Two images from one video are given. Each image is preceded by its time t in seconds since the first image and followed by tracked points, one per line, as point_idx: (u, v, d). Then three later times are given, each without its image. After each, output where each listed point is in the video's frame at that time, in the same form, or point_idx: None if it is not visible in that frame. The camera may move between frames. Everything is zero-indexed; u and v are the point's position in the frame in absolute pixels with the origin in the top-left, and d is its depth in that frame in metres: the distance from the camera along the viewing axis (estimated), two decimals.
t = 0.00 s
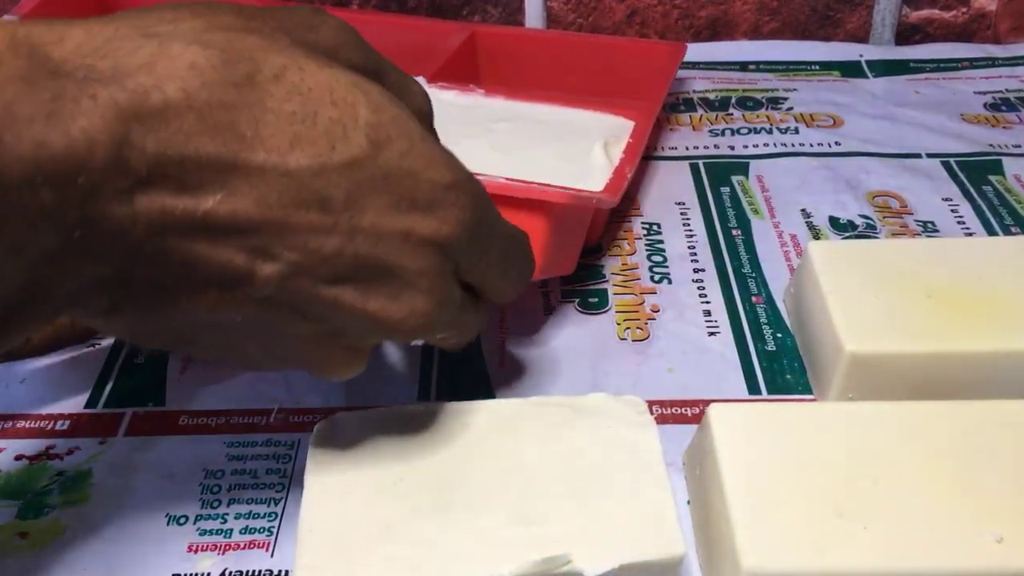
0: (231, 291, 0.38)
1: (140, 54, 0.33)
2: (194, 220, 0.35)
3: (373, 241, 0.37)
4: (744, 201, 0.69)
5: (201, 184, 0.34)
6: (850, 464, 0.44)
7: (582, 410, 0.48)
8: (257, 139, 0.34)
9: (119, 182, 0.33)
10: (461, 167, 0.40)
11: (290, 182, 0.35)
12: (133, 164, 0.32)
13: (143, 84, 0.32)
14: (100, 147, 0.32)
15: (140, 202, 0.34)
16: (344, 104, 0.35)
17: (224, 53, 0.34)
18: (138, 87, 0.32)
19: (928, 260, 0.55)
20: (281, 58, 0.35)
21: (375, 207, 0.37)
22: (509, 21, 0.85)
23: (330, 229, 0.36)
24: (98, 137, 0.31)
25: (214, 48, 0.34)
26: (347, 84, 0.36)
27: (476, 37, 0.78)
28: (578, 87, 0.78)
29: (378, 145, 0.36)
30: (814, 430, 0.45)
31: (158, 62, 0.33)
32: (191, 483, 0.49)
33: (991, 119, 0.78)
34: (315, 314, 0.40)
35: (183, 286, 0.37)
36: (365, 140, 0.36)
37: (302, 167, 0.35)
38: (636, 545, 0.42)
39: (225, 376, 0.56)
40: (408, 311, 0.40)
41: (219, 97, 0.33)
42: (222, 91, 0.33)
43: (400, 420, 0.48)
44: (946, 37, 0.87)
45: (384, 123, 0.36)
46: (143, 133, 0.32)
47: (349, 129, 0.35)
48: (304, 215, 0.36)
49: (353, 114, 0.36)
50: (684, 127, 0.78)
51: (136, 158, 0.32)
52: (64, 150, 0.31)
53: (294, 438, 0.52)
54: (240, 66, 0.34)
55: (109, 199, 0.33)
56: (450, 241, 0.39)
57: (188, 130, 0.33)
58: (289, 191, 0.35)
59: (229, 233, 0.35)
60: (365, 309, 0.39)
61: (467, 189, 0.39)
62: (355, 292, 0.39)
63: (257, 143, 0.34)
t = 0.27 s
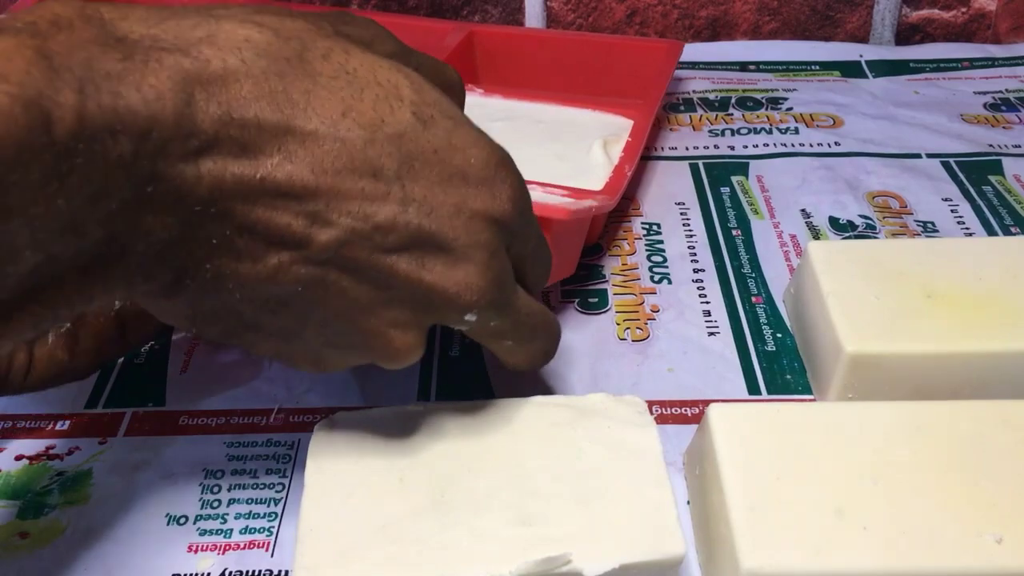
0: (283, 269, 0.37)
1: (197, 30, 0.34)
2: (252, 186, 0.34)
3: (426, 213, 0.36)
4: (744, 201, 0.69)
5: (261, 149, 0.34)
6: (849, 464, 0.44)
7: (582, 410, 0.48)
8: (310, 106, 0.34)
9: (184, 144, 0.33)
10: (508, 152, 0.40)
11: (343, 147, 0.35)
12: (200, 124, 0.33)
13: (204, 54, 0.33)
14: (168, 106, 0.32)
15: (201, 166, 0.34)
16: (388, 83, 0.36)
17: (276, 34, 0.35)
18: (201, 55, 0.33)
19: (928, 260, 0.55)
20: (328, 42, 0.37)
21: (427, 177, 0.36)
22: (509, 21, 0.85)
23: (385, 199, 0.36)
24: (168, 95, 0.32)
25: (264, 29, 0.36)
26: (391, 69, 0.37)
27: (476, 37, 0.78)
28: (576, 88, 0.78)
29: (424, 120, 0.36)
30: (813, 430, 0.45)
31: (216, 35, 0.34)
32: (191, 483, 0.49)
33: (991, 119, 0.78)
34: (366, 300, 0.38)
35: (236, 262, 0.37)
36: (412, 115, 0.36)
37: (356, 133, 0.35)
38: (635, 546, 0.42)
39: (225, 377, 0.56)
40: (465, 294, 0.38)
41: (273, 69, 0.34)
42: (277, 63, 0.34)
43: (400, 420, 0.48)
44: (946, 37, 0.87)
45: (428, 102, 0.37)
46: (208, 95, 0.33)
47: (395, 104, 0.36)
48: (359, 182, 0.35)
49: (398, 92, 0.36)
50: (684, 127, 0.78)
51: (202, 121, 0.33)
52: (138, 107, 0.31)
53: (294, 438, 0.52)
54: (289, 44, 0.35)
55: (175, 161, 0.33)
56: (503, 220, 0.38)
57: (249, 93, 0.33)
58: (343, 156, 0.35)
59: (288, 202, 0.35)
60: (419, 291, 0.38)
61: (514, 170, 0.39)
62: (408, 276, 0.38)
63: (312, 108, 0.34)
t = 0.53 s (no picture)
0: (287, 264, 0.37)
1: (202, 25, 0.35)
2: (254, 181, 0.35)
3: (431, 206, 0.36)
4: (744, 201, 0.69)
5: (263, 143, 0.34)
6: (850, 465, 0.44)
7: (583, 410, 0.48)
8: (312, 99, 0.34)
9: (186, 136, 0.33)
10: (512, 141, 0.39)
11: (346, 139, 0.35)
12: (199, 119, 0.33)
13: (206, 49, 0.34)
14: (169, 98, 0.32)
15: (203, 160, 0.34)
16: (389, 74, 0.36)
17: (280, 28, 0.36)
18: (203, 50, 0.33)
19: (928, 259, 0.55)
20: (330, 34, 0.37)
21: (430, 168, 0.36)
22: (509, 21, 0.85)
23: (387, 192, 0.36)
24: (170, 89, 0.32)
25: (269, 23, 0.36)
26: (391, 61, 0.37)
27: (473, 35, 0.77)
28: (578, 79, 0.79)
29: (425, 111, 0.36)
30: (813, 430, 0.45)
31: (220, 28, 0.35)
32: (191, 483, 0.49)
33: (991, 119, 0.78)
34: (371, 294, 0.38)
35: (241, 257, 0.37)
36: (413, 106, 0.36)
37: (357, 127, 0.35)
38: (635, 546, 0.42)
39: (224, 377, 0.56)
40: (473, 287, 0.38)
41: (275, 62, 0.34)
42: (278, 58, 0.35)
43: (400, 421, 0.48)
44: (946, 37, 0.87)
45: (429, 92, 0.37)
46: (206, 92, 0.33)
47: (395, 95, 0.36)
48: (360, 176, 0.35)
49: (398, 83, 0.36)
50: (684, 127, 0.78)
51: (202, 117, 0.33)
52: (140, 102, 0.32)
53: (294, 438, 0.52)
54: (305, 38, 0.36)
55: (176, 155, 0.34)
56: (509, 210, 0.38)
57: (250, 87, 0.34)
58: (345, 149, 0.35)
59: (289, 196, 0.35)
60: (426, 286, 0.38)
61: (520, 159, 0.39)
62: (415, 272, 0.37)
63: (314, 102, 0.34)
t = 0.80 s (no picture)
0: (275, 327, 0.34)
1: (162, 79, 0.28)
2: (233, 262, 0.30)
3: (410, 270, 0.33)
4: (744, 201, 0.70)
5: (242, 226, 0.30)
6: (849, 464, 0.44)
7: (582, 410, 0.48)
8: (288, 169, 0.29)
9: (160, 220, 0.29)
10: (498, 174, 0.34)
11: (328, 215, 0.30)
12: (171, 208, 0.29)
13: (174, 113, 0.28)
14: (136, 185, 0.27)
15: (173, 248, 0.30)
16: (365, 119, 0.30)
17: (239, 74, 0.29)
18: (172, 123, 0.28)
19: (928, 260, 0.55)
20: (298, 73, 0.30)
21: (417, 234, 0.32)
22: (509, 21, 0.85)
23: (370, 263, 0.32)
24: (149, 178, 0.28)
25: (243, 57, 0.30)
26: (370, 100, 0.31)
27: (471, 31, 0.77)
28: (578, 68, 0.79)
29: (407, 164, 0.31)
30: (812, 429, 0.45)
31: (182, 90, 0.28)
32: (191, 483, 0.49)
33: (991, 119, 0.78)
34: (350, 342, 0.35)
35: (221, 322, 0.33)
36: (393, 162, 0.30)
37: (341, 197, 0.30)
38: (635, 545, 0.42)
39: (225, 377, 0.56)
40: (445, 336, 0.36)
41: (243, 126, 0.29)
42: (249, 115, 0.29)
43: (400, 420, 0.48)
44: (946, 37, 0.87)
45: (411, 139, 0.31)
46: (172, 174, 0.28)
47: (374, 149, 0.30)
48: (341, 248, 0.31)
49: (377, 132, 0.30)
50: (684, 127, 0.78)
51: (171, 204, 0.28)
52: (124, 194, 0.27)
53: (295, 438, 0.52)
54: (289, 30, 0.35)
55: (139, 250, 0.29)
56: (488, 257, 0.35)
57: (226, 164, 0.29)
58: (324, 224, 0.30)
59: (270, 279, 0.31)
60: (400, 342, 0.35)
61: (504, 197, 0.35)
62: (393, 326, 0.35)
63: (290, 171, 0.29)
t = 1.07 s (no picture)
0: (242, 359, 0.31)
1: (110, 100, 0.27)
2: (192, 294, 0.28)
3: (379, 290, 0.31)
4: (744, 201, 0.69)
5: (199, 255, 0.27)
6: (849, 464, 0.44)
7: (582, 410, 0.48)
8: (248, 192, 0.27)
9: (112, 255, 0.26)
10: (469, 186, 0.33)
11: (292, 234, 0.28)
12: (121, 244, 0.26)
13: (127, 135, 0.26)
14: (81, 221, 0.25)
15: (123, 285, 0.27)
16: (329, 136, 0.29)
17: (190, 95, 0.28)
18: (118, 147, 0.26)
19: (929, 260, 0.55)
20: (255, 92, 0.29)
21: (384, 251, 0.30)
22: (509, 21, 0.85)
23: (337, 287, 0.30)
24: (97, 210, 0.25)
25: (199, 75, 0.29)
26: (332, 115, 0.30)
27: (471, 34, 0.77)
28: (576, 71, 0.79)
29: (374, 180, 0.29)
30: (812, 429, 0.45)
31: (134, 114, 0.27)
32: (191, 483, 0.49)
33: (991, 119, 0.78)
34: (325, 366, 0.34)
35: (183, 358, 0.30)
36: (359, 177, 0.29)
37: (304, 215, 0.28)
38: (634, 545, 0.42)
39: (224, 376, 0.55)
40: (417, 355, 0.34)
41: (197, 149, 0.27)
42: (200, 137, 0.27)
43: (399, 421, 0.48)
44: (946, 37, 0.87)
45: (378, 155, 0.30)
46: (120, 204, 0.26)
47: (339, 166, 0.29)
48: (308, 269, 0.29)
49: (342, 147, 0.29)
50: (684, 127, 0.78)
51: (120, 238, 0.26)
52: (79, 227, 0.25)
53: (294, 438, 0.52)
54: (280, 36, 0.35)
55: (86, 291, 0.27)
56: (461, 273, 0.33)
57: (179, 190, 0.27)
58: (288, 247, 0.29)
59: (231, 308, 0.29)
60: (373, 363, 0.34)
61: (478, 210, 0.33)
62: (363, 347, 0.33)
63: (250, 194, 0.28)
